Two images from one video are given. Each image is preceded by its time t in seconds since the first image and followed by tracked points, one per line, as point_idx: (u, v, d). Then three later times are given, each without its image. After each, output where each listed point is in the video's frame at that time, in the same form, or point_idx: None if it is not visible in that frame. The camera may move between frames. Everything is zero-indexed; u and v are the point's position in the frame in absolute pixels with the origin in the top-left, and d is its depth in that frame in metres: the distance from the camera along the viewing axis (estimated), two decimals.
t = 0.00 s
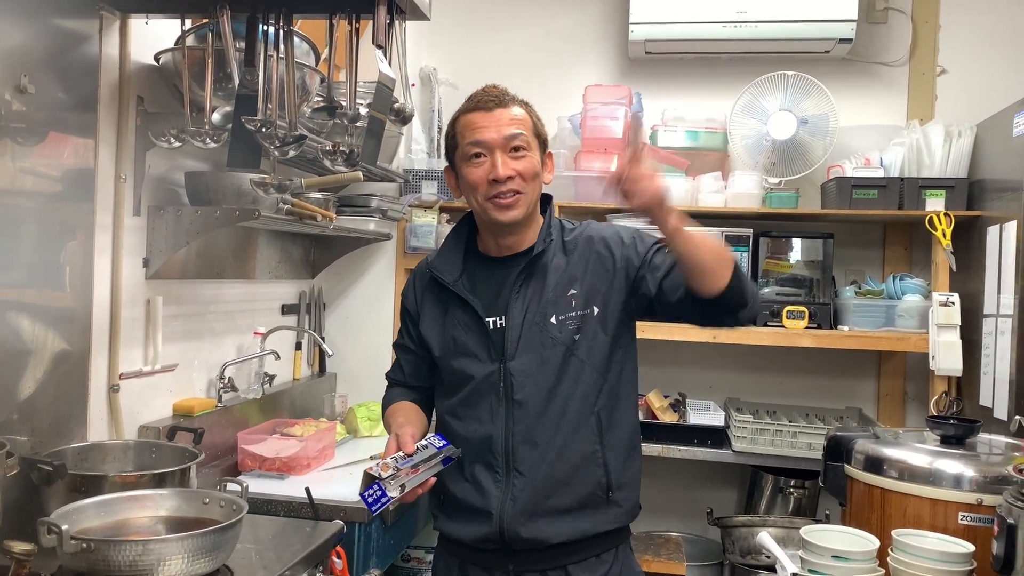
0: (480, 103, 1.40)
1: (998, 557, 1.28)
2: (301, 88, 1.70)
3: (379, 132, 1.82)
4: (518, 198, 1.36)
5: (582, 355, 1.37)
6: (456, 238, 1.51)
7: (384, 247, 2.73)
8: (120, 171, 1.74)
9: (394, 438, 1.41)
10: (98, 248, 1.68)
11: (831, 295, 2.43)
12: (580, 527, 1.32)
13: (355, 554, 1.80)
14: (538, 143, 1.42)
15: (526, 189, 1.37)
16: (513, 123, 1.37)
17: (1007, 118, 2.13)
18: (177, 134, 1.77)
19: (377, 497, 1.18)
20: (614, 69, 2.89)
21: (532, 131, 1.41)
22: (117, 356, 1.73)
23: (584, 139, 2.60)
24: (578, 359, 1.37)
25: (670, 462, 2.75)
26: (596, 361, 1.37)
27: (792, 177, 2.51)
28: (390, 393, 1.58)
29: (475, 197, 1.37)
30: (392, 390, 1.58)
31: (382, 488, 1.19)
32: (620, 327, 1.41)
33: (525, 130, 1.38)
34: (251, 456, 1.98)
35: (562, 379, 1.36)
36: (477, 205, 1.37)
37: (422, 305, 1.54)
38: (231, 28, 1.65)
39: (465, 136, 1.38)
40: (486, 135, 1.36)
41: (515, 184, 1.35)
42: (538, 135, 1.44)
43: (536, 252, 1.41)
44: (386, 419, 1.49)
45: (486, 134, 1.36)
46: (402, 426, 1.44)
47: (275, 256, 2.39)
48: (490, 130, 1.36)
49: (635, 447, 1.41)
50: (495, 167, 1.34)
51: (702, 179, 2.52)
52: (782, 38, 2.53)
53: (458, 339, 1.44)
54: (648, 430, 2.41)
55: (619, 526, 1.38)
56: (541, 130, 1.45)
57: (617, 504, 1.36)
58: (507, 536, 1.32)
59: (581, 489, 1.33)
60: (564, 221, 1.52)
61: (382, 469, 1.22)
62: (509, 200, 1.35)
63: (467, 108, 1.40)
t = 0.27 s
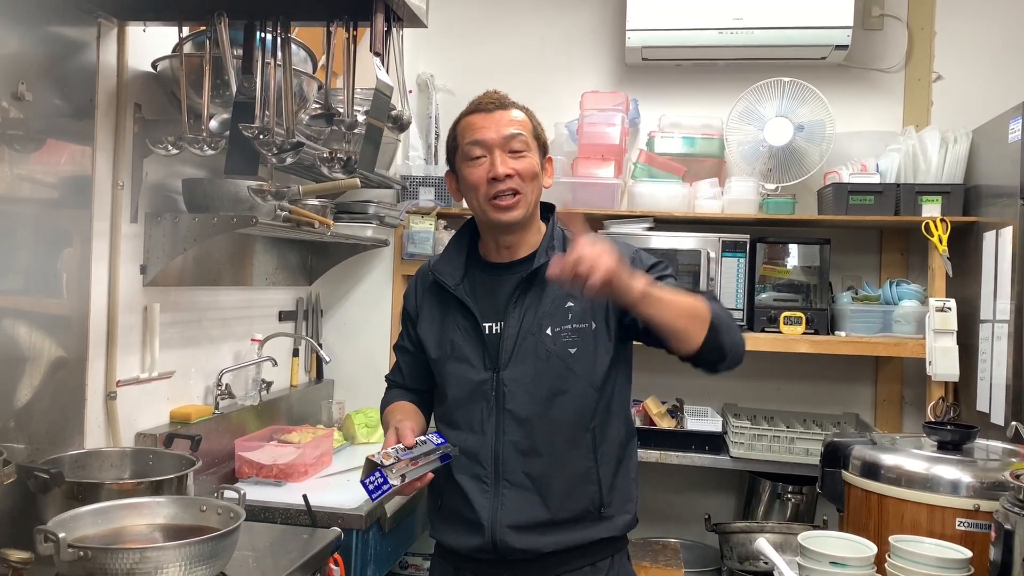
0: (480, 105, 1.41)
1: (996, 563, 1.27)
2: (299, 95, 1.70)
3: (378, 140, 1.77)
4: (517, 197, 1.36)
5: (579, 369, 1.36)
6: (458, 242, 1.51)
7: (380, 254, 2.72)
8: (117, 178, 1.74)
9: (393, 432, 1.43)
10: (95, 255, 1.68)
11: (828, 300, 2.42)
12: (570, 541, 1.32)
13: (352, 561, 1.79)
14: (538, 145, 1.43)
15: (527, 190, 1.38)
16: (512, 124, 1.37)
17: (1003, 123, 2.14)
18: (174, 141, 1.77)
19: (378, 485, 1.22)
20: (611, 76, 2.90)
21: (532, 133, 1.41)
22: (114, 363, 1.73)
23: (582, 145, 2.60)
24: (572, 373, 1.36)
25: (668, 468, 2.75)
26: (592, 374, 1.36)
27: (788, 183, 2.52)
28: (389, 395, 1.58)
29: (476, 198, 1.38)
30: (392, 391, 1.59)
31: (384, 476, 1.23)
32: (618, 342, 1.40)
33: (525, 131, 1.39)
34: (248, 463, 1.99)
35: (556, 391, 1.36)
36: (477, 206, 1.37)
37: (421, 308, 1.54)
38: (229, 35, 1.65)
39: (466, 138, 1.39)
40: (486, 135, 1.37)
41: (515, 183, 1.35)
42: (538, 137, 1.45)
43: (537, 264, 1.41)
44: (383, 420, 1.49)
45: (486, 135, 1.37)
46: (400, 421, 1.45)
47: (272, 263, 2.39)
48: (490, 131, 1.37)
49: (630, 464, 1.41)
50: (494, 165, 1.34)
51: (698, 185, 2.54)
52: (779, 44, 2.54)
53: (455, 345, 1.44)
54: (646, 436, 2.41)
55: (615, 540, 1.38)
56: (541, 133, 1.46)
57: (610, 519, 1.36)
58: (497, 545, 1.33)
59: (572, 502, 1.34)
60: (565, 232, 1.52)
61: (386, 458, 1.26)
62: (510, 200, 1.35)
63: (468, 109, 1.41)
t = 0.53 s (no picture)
0: (488, 110, 1.42)
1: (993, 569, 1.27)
2: (297, 103, 1.70)
3: (375, 147, 1.74)
4: (523, 201, 1.36)
5: (574, 360, 1.37)
6: (458, 246, 1.52)
7: (378, 262, 2.72)
8: (115, 185, 1.74)
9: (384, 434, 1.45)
10: (93, 262, 1.68)
11: (825, 307, 2.42)
12: (567, 536, 1.31)
13: (350, 568, 1.79)
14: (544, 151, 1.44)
15: (533, 194, 1.38)
16: (520, 130, 1.38)
17: (999, 130, 2.14)
18: (172, 149, 1.77)
19: (354, 482, 1.24)
20: (608, 83, 2.90)
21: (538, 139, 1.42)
22: (112, 370, 1.73)
23: (579, 152, 2.61)
24: (568, 364, 1.37)
25: (666, 475, 2.75)
26: (588, 367, 1.37)
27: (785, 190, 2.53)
28: (390, 401, 1.58)
29: (482, 201, 1.38)
30: (393, 397, 1.59)
31: (360, 472, 1.25)
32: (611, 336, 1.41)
33: (531, 137, 1.39)
34: (245, 470, 1.98)
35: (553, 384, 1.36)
36: (484, 209, 1.37)
37: (420, 311, 1.55)
38: (227, 43, 1.65)
39: (473, 141, 1.40)
40: (493, 139, 1.37)
41: (521, 188, 1.36)
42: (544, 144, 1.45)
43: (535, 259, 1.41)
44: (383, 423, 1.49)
45: (494, 139, 1.37)
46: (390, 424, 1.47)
47: (270, 270, 2.40)
48: (499, 135, 1.37)
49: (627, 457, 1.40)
50: (502, 169, 1.35)
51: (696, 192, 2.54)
52: (775, 51, 2.55)
53: (452, 343, 1.45)
54: (643, 442, 2.41)
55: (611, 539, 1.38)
56: (547, 141, 1.47)
57: (608, 513, 1.35)
58: (493, 542, 1.32)
59: (569, 497, 1.33)
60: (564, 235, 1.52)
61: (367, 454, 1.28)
62: (516, 203, 1.35)
63: (475, 115, 1.42)
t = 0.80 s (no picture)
0: (469, 128, 1.38)
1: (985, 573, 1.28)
2: (293, 108, 1.70)
3: (371, 152, 1.77)
4: (508, 224, 1.36)
5: (570, 374, 1.37)
6: (460, 251, 1.53)
7: (374, 266, 2.72)
8: (111, 190, 1.74)
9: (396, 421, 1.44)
10: (88, 267, 1.68)
11: (821, 311, 2.42)
12: (561, 549, 1.32)
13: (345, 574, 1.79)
14: (530, 164, 1.39)
15: (518, 214, 1.37)
16: (500, 151, 1.34)
17: (993, 135, 2.15)
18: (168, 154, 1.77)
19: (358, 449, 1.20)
20: (604, 88, 2.91)
21: (523, 154, 1.38)
22: (107, 375, 1.73)
23: (575, 157, 2.62)
24: (565, 377, 1.37)
25: (661, 479, 2.75)
26: (584, 381, 1.37)
27: (780, 195, 2.53)
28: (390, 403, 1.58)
29: (469, 224, 1.40)
30: (390, 401, 1.57)
31: (364, 442, 1.20)
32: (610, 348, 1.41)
33: (513, 156, 1.35)
34: (241, 475, 1.97)
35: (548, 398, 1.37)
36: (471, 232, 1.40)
37: (421, 313, 1.55)
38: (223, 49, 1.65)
39: (456, 165, 1.39)
40: (474, 164, 1.35)
41: (505, 211, 1.35)
42: (531, 153, 1.40)
43: (534, 269, 1.41)
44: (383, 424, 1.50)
45: (473, 165, 1.35)
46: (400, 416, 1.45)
47: (266, 274, 2.40)
48: (476, 161, 1.35)
49: (623, 471, 1.40)
50: (483, 196, 1.34)
51: (691, 197, 2.55)
52: (770, 56, 2.56)
53: (452, 349, 1.45)
54: (639, 447, 2.42)
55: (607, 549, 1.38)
56: (536, 147, 1.42)
57: (602, 526, 1.36)
58: (486, 551, 1.34)
59: (563, 510, 1.34)
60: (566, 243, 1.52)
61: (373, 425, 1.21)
62: (499, 228, 1.36)
63: (457, 135, 1.39)
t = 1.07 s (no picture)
0: (455, 140, 1.35)
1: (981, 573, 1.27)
2: (287, 108, 1.70)
3: (366, 152, 1.75)
4: (496, 237, 1.36)
5: (560, 380, 1.35)
6: (459, 250, 1.52)
7: (368, 268, 2.70)
8: (105, 191, 1.73)
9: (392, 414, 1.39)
10: (82, 268, 1.67)
11: (816, 311, 2.43)
12: (546, 553, 1.32)
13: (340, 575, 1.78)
14: (520, 173, 1.36)
15: (506, 227, 1.36)
16: (483, 165, 1.32)
17: (988, 135, 2.16)
18: (162, 154, 1.77)
19: (345, 434, 1.13)
20: (600, 88, 2.91)
21: (509, 165, 1.34)
22: (101, 376, 1.72)
23: (570, 158, 2.62)
24: (557, 382, 1.35)
25: (658, 480, 2.75)
26: (575, 387, 1.36)
27: (776, 195, 2.53)
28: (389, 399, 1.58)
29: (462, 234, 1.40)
30: (392, 396, 1.56)
31: (352, 427, 1.13)
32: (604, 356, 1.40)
33: (498, 169, 1.32)
34: (236, 477, 1.97)
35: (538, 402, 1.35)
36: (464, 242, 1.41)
37: (420, 311, 1.54)
38: (217, 49, 1.65)
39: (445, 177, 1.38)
40: (459, 179, 1.34)
41: (492, 226, 1.35)
42: (522, 160, 1.36)
43: (534, 277, 1.40)
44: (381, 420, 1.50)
45: (458, 179, 1.34)
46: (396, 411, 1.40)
47: (261, 275, 2.39)
48: (460, 176, 1.34)
49: (614, 479, 1.40)
50: (468, 212, 1.34)
51: (686, 198, 2.55)
52: (766, 57, 2.56)
53: (447, 348, 1.45)
54: (636, 447, 2.41)
55: (597, 553, 1.37)
56: (528, 153, 1.38)
57: (590, 533, 1.35)
58: (472, 551, 1.33)
59: (551, 514, 1.34)
60: (568, 246, 1.51)
61: (374, 416, 1.18)
62: (487, 242, 1.36)
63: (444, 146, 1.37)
